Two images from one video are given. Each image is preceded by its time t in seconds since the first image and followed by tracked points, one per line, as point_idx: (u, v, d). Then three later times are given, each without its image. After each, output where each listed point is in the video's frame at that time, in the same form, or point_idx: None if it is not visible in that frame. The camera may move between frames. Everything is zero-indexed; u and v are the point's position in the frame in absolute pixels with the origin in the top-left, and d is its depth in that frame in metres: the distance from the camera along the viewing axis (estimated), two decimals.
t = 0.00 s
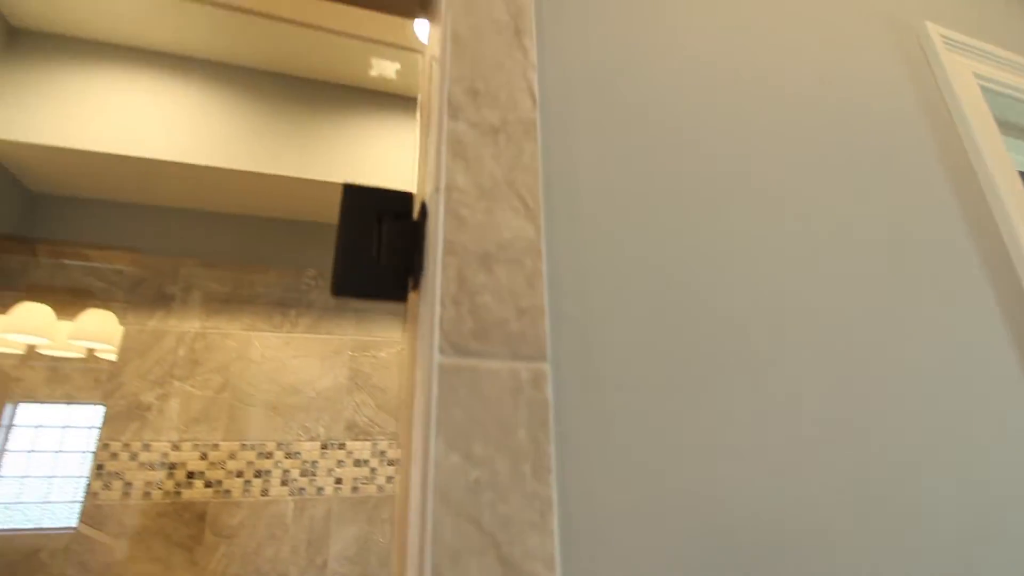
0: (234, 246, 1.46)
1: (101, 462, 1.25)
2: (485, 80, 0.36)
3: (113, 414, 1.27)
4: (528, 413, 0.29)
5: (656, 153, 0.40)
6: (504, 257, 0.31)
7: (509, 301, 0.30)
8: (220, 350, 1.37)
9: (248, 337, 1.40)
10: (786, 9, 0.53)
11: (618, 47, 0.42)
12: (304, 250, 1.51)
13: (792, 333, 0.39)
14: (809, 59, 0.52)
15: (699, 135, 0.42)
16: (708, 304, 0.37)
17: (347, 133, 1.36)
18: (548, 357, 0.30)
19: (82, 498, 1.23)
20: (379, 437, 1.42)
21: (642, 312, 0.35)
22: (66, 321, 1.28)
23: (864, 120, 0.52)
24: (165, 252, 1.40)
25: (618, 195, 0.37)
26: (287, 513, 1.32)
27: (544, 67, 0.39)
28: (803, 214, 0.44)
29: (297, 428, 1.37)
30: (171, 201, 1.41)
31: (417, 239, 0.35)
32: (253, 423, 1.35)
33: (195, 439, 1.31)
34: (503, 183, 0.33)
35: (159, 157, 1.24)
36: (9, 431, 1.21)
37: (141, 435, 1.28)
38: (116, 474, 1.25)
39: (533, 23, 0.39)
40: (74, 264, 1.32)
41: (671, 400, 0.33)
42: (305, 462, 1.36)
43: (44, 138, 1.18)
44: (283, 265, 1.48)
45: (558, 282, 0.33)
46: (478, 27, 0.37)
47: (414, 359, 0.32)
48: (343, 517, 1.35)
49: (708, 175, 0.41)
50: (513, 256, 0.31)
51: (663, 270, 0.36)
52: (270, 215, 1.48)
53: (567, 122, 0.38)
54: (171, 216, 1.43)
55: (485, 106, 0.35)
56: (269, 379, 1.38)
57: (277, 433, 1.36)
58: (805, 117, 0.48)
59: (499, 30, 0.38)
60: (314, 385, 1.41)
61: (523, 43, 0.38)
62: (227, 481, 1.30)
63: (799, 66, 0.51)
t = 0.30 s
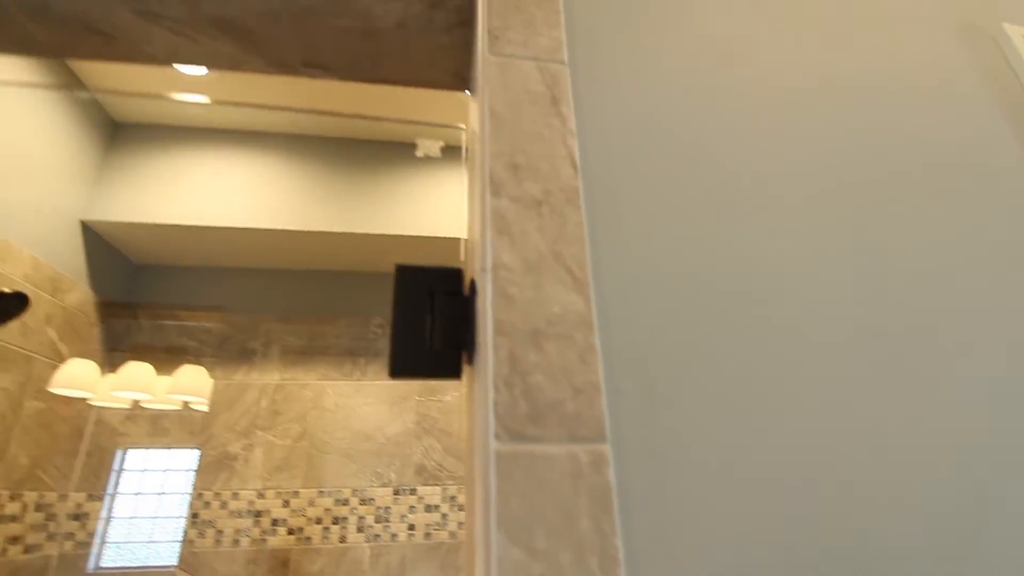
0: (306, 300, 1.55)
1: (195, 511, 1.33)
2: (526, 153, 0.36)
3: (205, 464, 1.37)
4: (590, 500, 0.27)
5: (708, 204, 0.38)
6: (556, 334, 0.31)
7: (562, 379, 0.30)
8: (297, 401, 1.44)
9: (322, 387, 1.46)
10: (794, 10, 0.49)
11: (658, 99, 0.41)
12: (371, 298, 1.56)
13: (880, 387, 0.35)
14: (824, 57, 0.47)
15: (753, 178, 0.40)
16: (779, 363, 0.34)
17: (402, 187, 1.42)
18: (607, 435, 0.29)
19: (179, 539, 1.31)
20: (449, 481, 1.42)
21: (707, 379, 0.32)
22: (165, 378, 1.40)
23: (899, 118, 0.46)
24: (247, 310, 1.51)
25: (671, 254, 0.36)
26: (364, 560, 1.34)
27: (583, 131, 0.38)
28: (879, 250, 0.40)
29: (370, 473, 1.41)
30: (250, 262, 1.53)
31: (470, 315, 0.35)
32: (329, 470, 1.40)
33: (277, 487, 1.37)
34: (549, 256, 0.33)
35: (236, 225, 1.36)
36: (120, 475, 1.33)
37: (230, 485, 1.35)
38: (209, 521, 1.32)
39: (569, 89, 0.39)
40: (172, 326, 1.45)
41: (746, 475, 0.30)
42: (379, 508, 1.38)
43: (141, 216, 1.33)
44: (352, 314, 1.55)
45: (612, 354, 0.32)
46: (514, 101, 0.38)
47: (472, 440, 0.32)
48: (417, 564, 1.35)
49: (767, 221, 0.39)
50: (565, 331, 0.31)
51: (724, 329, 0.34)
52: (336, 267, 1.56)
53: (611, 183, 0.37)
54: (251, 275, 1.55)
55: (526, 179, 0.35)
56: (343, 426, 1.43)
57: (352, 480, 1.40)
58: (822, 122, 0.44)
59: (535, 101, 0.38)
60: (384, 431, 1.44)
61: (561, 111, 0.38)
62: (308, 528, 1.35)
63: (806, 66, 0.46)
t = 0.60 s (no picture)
0: (369, 349, 1.59)
1: (273, 563, 1.36)
2: (587, 224, 0.35)
3: (281, 516, 1.41)
4: None
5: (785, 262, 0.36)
6: (636, 418, 0.29)
7: (648, 469, 0.28)
8: (364, 449, 1.47)
9: (387, 435, 1.49)
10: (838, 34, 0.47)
11: (717, 153, 0.40)
12: (431, 344, 1.60)
13: (1010, 456, 0.31)
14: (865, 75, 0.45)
15: (829, 228, 0.38)
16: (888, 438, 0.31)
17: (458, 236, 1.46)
18: (702, 531, 0.27)
19: None
20: (516, 529, 1.39)
21: (805, 460, 0.30)
22: (243, 428, 1.47)
23: (974, 130, 0.42)
24: (315, 361, 1.57)
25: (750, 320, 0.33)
26: None
27: (643, 196, 0.37)
28: (982, 288, 0.36)
29: (437, 522, 1.40)
30: (316, 316, 1.60)
31: (541, 393, 0.34)
32: (397, 520, 1.40)
33: (349, 537, 1.38)
34: (622, 332, 0.32)
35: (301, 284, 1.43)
36: (200, 519, 1.39)
37: (304, 536, 1.38)
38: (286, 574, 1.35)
39: (626, 154, 0.39)
40: (247, 383, 1.52)
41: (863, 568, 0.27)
42: (448, 558, 1.37)
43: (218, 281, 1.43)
44: (413, 360, 1.58)
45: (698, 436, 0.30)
46: (572, 171, 0.37)
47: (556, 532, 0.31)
48: None
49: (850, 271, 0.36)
50: (645, 415, 0.29)
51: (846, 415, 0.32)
52: (396, 316, 1.61)
53: (677, 248, 0.35)
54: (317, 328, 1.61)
55: (591, 252, 0.34)
56: (409, 474, 1.45)
57: (420, 529, 1.39)
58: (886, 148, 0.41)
59: (593, 170, 0.38)
60: (450, 478, 1.44)
61: (620, 177, 0.37)
62: None
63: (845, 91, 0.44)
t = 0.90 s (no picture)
0: (433, 370, 1.63)
1: None
2: (670, 254, 0.35)
3: (360, 536, 1.46)
4: None
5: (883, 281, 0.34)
6: (741, 455, 0.28)
7: (759, 508, 0.27)
8: (435, 469, 1.50)
9: (457, 454, 1.51)
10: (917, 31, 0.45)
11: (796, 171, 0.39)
12: (493, 362, 1.62)
13: None
14: (951, 68, 0.42)
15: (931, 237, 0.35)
16: None
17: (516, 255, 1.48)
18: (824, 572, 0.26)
19: None
20: (591, 548, 1.37)
21: (932, 496, 0.28)
22: (320, 450, 1.55)
23: None
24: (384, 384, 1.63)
25: (851, 346, 0.32)
26: None
27: (723, 221, 0.37)
28: None
29: (511, 541, 1.40)
30: (383, 341, 1.65)
31: (633, 426, 0.33)
32: (471, 540, 1.41)
33: (425, 557, 1.40)
34: (717, 365, 0.31)
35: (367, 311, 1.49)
36: (282, 535, 1.47)
37: (382, 555, 1.42)
38: None
39: (701, 179, 0.38)
40: (325, 408, 1.60)
41: None
42: None
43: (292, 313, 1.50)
44: (476, 379, 1.61)
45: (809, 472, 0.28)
46: (648, 201, 0.37)
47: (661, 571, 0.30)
48: None
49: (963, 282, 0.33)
50: (750, 451, 0.28)
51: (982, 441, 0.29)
52: (458, 338, 1.65)
53: (766, 274, 0.35)
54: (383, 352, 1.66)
55: (677, 283, 0.34)
56: (479, 494, 1.46)
57: (494, 548, 1.40)
58: (987, 145, 0.38)
59: (670, 198, 0.37)
60: (520, 496, 1.45)
61: (698, 204, 0.37)
62: None
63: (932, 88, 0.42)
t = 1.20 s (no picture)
0: (497, 350, 1.67)
1: (435, 551, 1.49)
2: (770, 214, 0.34)
3: (437, 508, 1.53)
4: None
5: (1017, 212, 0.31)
6: (862, 412, 0.28)
7: (886, 464, 0.27)
8: (505, 445, 1.54)
9: (525, 431, 1.55)
10: None
11: (902, 111, 0.36)
12: (557, 340, 1.65)
13: None
14: None
15: None
16: None
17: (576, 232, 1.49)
18: (963, 526, 0.25)
19: (416, 566, 1.49)
20: (664, 521, 1.38)
21: None
22: (393, 429, 1.62)
23: None
24: (451, 364, 1.68)
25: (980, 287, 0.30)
26: None
27: (825, 174, 0.35)
28: None
29: (583, 513, 1.43)
30: (447, 323, 1.71)
31: (739, 388, 0.33)
32: (544, 512, 1.45)
33: (500, 528, 1.46)
34: (830, 323, 0.30)
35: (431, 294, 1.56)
36: (359, 510, 1.54)
37: (459, 527, 1.49)
38: (448, 560, 1.47)
39: (796, 135, 0.37)
40: (395, 389, 1.68)
41: None
42: (598, 549, 1.39)
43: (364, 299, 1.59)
44: (540, 357, 1.63)
45: (941, 432, 0.27)
46: (743, 161, 0.36)
47: (778, 527, 0.31)
48: None
49: None
50: (873, 408, 0.28)
51: None
52: (520, 318, 1.67)
53: (879, 227, 0.33)
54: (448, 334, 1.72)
55: (780, 243, 0.33)
56: (549, 469, 1.49)
57: (567, 521, 1.43)
58: None
59: (765, 156, 0.36)
60: (590, 471, 1.46)
61: (796, 161, 0.36)
62: (534, 568, 1.41)
63: None
